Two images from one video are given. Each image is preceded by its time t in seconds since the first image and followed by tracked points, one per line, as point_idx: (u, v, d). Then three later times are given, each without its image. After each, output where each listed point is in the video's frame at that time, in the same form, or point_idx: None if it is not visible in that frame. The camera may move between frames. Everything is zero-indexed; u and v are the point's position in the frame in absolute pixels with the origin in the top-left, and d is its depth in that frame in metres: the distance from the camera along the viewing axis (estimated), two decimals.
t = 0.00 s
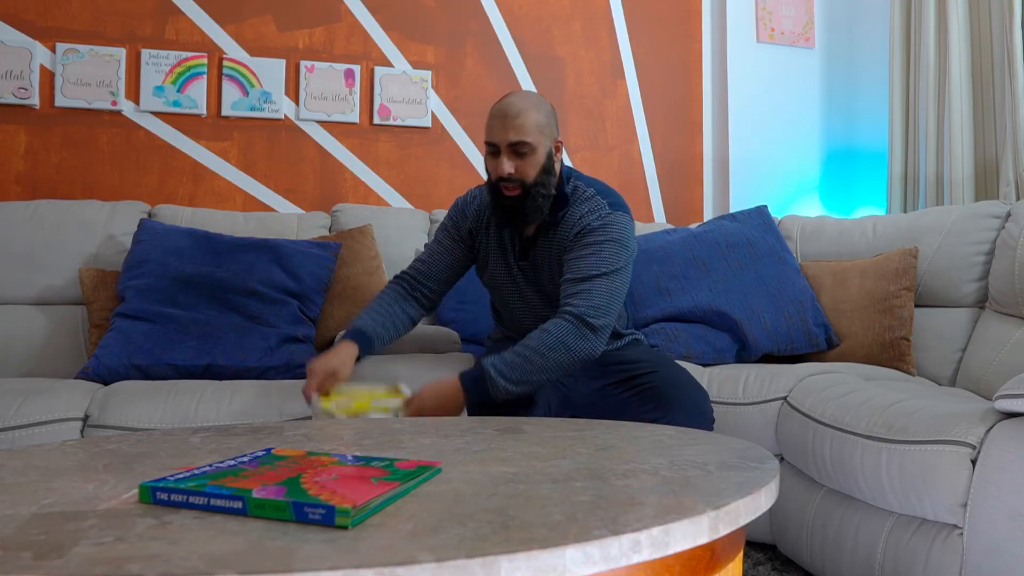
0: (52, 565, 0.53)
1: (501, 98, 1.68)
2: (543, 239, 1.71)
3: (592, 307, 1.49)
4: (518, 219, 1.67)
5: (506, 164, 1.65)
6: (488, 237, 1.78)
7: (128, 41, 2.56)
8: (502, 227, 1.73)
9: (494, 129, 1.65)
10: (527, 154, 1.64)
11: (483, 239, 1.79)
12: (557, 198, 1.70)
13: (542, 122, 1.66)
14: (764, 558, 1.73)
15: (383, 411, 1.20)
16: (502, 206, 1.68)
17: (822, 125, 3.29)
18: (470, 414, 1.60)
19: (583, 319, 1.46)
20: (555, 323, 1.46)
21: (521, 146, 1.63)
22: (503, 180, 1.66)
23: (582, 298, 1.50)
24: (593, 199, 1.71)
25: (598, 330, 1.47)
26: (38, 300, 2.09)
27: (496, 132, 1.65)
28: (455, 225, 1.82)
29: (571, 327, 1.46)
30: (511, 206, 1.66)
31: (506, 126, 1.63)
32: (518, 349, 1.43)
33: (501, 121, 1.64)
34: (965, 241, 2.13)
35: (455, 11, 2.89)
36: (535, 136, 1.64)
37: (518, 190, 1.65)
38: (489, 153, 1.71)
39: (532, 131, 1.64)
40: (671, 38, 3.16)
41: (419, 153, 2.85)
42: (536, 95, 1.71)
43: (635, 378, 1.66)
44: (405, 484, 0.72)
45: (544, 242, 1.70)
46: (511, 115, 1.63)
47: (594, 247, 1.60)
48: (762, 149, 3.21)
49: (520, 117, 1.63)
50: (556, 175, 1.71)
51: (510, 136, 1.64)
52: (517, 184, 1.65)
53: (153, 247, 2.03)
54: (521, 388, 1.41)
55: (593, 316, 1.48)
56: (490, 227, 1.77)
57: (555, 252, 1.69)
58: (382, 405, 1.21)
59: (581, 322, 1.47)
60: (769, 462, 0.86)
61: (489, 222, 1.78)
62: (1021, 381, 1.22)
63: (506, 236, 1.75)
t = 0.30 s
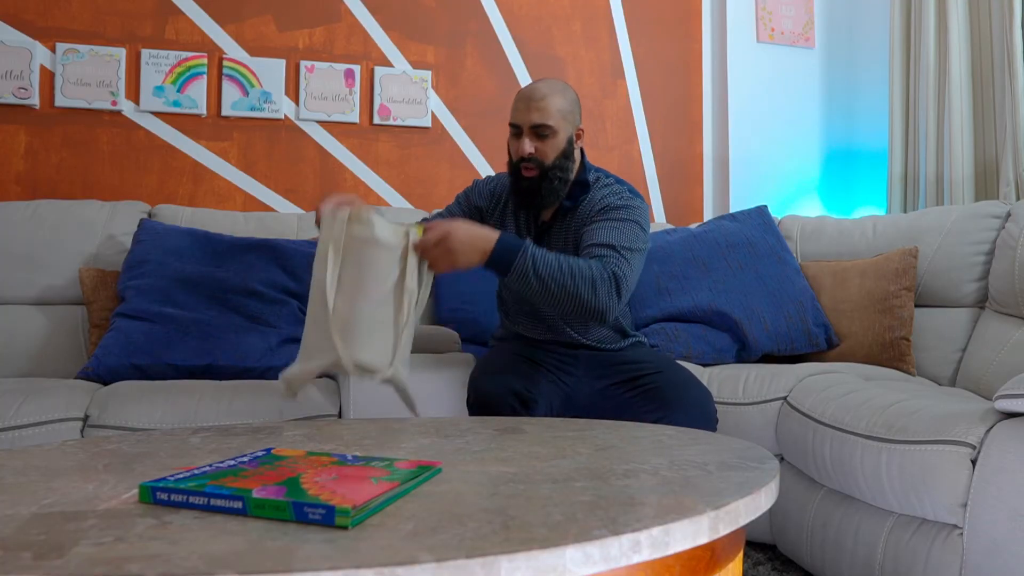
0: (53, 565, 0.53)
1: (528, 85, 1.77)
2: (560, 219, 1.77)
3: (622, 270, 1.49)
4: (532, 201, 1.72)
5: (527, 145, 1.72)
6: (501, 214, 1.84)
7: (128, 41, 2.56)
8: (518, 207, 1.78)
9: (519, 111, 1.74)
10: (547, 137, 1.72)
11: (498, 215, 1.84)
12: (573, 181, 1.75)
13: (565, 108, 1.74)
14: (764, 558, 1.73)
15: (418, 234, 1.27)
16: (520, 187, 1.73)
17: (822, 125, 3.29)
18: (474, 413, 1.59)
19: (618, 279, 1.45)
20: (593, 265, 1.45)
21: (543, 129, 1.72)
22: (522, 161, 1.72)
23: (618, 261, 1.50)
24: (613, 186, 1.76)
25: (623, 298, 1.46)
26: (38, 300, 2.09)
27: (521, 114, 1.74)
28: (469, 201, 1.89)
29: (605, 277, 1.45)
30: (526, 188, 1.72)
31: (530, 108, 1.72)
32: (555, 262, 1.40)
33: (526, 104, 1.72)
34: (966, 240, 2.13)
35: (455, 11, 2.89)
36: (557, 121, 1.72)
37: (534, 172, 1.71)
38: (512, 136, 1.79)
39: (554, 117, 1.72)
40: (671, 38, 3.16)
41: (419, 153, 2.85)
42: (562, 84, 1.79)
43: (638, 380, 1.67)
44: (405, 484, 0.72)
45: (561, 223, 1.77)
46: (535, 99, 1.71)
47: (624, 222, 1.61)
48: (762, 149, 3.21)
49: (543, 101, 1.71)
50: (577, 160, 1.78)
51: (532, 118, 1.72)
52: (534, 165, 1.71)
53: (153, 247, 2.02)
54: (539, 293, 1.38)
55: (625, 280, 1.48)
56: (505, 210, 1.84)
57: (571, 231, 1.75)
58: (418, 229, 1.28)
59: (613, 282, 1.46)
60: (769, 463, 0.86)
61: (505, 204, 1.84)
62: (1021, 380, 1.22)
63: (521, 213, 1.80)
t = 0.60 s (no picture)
0: (53, 565, 0.53)
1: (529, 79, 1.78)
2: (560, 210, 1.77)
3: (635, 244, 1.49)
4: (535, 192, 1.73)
5: (529, 137, 1.73)
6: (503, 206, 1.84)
7: (128, 41, 2.56)
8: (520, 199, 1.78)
9: (520, 104, 1.75)
10: (550, 129, 1.73)
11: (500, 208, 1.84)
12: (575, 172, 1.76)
13: (566, 101, 1.75)
14: (764, 558, 1.73)
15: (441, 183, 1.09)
16: (523, 179, 1.74)
17: (822, 125, 3.29)
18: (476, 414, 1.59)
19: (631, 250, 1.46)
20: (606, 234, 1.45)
21: (545, 122, 1.72)
22: (525, 154, 1.73)
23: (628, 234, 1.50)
24: (612, 175, 1.78)
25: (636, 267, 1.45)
26: (38, 300, 2.09)
27: (524, 107, 1.74)
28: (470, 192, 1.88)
29: (621, 250, 1.44)
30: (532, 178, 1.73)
31: (531, 101, 1.73)
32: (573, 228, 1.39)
33: (528, 97, 1.73)
34: (965, 240, 2.13)
35: (455, 11, 2.89)
36: (558, 114, 1.73)
37: (537, 164, 1.72)
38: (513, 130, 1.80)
39: (556, 110, 1.73)
40: (671, 38, 3.16)
41: (419, 153, 2.85)
42: (562, 78, 1.80)
43: (638, 380, 1.67)
44: (405, 484, 0.72)
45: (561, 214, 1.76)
46: (537, 93, 1.72)
47: (627, 202, 1.62)
48: (762, 149, 3.21)
49: (545, 94, 1.72)
50: (577, 153, 1.78)
51: (534, 111, 1.73)
52: (537, 158, 1.72)
53: (153, 247, 2.02)
54: (559, 260, 1.37)
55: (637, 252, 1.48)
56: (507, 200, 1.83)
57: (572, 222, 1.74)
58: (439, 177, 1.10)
59: (626, 251, 1.46)
60: (769, 463, 0.86)
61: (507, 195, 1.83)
62: (1021, 380, 1.22)
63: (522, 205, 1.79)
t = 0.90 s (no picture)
0: (53, 565, 0.53)
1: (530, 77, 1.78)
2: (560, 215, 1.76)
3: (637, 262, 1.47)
4: (535, 194, 1.70)
5: (532, 135, 1.72)
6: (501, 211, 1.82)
7: (128, 41, 2.56)
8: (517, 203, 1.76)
9: (522, 101, 1.74)
10: (552, 128, 1.73)
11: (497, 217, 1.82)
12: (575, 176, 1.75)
13: (568, 100, 1.76)
14: (764, 558, 1.73)
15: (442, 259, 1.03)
16: (523, 179, 1.70)
17: (822, 125, 3.29)
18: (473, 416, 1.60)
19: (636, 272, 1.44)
20: (611, 262, 1.43)
21: (548, 119, 1.72)
22: (527, 152, 1.71)
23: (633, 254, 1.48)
24: (612, 181, 1.77)
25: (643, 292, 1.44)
26: (38, 300, 2.09)
27: (525, 105, 1.74)
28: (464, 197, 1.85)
29: (625, 276, 1.43)
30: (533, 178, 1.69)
31: (535, 99, 1.72)
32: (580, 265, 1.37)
33: (530, 94, 1.73)
34: (965, 241, 2.13)
35: (455, 11, 2.89)
36: (561, 112, 1.74)
37: (540, 163, 1.70)
38: (512, 129, 1.78)
39: (558, 109, 1.73)
40: (671, 38, 3.16)
41: (419, 153, 2.85)
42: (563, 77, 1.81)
43: (637, 382, 1.67)
44: (405, 484, 0.72)
45: (562, 219, 1.76)
46: (541, 91, 1.72)
47: (631, 216, 1.61)
48: (762, 149, 3.21)
49: (548, 92, 1.72)
50: (577, 154, 1.79)
51: (536, 108, 1.72)
52: (540, 157, 1.71)
53: (153, 247, 2.02)
54: (566, 299, 1.35)
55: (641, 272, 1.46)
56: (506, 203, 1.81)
57: (573, 229, 1.74)
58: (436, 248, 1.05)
59: (632, 275, 1.44)
60: (769, 463, 0.86)
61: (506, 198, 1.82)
62: (1022, 381, 1.21)
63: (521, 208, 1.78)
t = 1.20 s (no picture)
0: (53, 565, 0.53)
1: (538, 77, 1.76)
2: (562, 216, 1.76)
3: (631, 267, 1.47)
4: (540, 196, 1.69)
5: (540, 136, 1.71)
6: (508, 206, 1.79)
7: (128, 41, 2.56)
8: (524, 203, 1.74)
9: (533, 101, 1.73)
10: (561, 130, 1.73)
11: (502, 211, 1.79)
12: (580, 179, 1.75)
13: (576, 102, 1.75)
14: (764, 558, 1.73)
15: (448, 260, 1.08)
16: (529, 180, 1.69)
17: (822, 125, 3.29)
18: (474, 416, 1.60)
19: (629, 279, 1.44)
20: (604, 268, 1.44)
21: (557, 122, 1.72)
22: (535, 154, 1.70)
23: (627, 259, 1.48)
24: (615, 183, 1.77)
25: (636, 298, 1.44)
26: (38, 300, 2.09)
27: (536, 106, 1.72)
28: (484, 179, 1.77)
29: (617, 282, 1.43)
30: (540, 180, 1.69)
31: (545, 100, 1.71)
32: (572, 271, 1.38)
33: (541, 95, 1.71)
34: (965, 241, 2.13)
35: (455, 11, 2.89)
36: (570, 115, 1.73)
37: (547, 166, 1.70)
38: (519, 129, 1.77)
39: (567, 112, 1.73)
40: (671, 38, 3.16)
41: (419, 153, 2.85)
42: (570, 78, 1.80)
43: (637, 382, 1.68)
44: (405, 484, 0.72)
45: (563, 221, 1.75)
46: (552, 92, 1.71)
47: (631, 219, 1.61)
48: (762, 149, 3.21)
49: (558, 94, 1.71)
50: (583, 157, 1.79)
51: (547, 110, 1.72)
52: (547, 160, 1.70)
53: (153, 247, 2.02)
54: (560, 305, 1.36)
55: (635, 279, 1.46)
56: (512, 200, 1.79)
57: (575, 230, 1.74)
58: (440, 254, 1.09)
59: (625, 281, 1.44)
60: (769, 463, 0.86)
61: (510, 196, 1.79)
62: (1022, 381, 1.21)
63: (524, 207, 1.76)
